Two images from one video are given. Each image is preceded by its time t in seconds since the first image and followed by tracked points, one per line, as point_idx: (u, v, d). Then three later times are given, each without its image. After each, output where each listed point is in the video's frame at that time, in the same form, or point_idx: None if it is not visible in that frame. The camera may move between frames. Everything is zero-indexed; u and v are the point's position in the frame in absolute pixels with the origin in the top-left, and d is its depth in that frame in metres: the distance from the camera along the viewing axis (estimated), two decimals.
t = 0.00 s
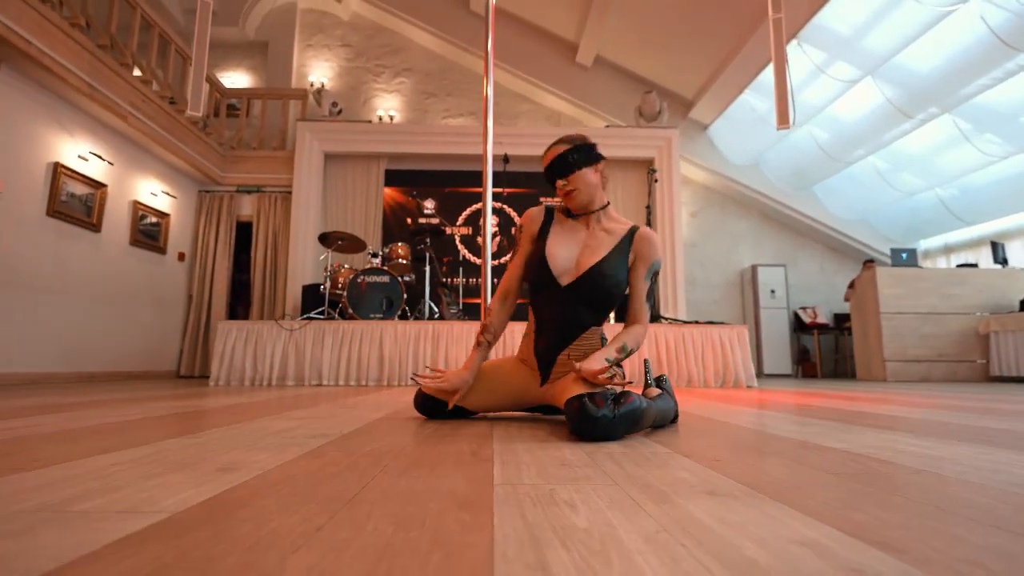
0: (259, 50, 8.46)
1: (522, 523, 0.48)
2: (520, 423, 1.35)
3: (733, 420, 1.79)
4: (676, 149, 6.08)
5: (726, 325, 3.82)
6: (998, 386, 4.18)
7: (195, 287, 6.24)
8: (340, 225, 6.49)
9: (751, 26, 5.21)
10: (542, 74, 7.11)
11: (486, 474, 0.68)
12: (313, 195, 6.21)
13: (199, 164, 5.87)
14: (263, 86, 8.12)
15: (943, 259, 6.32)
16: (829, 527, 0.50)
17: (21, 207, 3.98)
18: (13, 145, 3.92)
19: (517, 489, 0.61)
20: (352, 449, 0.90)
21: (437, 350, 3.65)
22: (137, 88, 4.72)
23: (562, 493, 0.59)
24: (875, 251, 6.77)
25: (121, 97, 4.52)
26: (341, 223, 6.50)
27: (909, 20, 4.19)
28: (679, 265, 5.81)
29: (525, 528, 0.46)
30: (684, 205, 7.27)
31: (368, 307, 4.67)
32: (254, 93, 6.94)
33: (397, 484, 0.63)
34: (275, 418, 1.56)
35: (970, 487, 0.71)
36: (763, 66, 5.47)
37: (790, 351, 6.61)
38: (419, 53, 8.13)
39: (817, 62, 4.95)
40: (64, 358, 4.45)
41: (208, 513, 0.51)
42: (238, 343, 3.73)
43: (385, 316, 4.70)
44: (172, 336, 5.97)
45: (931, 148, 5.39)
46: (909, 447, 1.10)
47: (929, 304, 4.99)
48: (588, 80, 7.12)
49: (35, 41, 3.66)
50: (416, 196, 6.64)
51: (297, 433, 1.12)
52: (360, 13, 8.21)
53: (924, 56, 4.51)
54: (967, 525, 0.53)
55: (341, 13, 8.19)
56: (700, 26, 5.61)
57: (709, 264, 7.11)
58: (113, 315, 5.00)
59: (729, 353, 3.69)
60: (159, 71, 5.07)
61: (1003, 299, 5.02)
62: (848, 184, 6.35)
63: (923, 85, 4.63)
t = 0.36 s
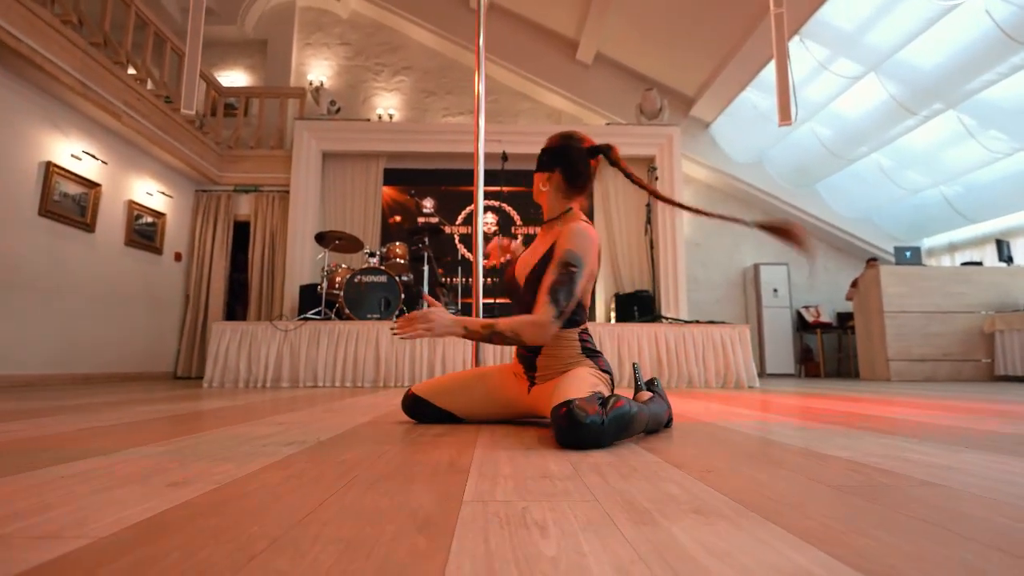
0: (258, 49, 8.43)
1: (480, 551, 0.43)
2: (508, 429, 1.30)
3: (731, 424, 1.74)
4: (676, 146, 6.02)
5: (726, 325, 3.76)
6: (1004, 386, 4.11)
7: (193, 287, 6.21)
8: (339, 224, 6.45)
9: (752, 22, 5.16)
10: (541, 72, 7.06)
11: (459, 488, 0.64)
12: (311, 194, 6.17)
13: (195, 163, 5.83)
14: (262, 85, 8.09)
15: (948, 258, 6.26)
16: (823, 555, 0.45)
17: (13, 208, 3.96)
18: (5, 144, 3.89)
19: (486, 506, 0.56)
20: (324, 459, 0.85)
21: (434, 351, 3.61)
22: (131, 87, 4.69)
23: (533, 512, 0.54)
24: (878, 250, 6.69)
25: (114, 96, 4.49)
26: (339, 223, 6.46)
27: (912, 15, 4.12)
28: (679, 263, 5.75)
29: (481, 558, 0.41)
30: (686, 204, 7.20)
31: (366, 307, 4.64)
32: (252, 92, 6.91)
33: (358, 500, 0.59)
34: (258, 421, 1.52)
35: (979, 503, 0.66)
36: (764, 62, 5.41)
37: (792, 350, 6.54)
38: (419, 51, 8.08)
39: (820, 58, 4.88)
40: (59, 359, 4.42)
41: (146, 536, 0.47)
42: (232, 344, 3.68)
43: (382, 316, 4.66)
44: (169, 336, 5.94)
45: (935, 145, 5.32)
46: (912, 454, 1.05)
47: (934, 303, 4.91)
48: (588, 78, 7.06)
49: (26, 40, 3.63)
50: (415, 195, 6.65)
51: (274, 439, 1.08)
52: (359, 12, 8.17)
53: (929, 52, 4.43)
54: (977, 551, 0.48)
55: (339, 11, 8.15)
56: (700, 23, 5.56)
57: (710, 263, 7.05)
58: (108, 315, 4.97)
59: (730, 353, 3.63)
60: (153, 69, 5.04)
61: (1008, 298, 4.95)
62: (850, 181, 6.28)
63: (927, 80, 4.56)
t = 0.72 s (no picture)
0: (246, 43, 8.26)
1: None
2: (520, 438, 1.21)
3: (747, 430, 1.66)
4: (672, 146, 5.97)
5: (726, 326, 3.70)
6: (1001, 388, 4.11)
7: (177, 287, 6.03)
8: (329, 223, 6.31)
9: (750, 22, 5.13)
10: (535, 70, 6.98)
11: (488, 519, 0.55)
12: (300, 191, 6.03)
13: (180, 158, 5.66)
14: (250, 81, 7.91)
15: (941, 259, 6.28)
16: None
17: None
18: None
19: (527, 547, 0.47)
20: (324, 480, 0.75)
21: (429, 353, 3.51)
22: (114, 79, 4.53)
23: (588, 556, 0.45)
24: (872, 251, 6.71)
25: (96, 88, 4.33)
26: (330, 221, 6.32)
27: (911, 15, 4.09)
28: (676, 264, 5.70)
29: None
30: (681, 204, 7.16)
31: (357, 308, 4.51)
32: (240, 87, 6.75)
33: (372, 539, 0.49)
34: (248, 430, 1.41)
35: None
36: (761, 62, 5.39)
37: (787, 351, 6.53)
38: (411, 48, 7.97)
39: (817, 58, 4.86)
40: (36, 361, 4.24)
41: None
42: (218, 346, 3.54)
43: (374, 317, 4.54)
44: (152, 337, 5.76)
45: (930, 147, 5.33)
46: (954, 465, 0.99)
47: (930, 304, 4.91)
48: (583, 77, 7.00)
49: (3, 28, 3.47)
50: (407, 192, 6.43)
51: (267, 452, 0.98)
52: (350, 7, 8.04)
53: (926, 52, 4.42)
54: None
55: (330, 6, 8.02)
56: (696, 22, 5.52)
57: (705, 264, 7.01)
58: (89, 315, 4.79)
59: (730, 355, 3.58)
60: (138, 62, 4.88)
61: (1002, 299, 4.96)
62: (845, 183, 6.28)
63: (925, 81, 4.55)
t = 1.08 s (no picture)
0: (241, 56, 8.23)
1: None
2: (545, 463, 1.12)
3: (771, 448, 1.60)
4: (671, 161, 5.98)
5: (731, 342, 3.65)
6: (1005, 405, 4.07)
7: (167, 301, 5.88)
8: (324, 236, 6.22)
9: (747, 39, 5.18)
10: (533, 85, 7.00)
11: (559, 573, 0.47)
12: (296, 204, 5.96)
13: (174, 171, 5.59)
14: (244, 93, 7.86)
15: (937, 275, 6.32)
16: None
17: None
18: None
19: None
20: (350, 519, 0.66)
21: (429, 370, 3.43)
22: (107, 88, 4.45)
23: None
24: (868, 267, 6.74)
25: (88, 98, 4.25)
26: (324, 234, 6.23)
27: (910, 32, 4.16)
28: (675, 280, 5.67)
29: None
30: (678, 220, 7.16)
31: (353, 323, 4.40)
32: (236, 99, 6.70)
33: None
34: (251, 454, 1.31)
35: None
36: (758, 78, 5.44)
37: (785, 367, 6.49)
38: (407, 62, 7.98)
39: (815, 75, 4.90)
40: (19, 377, 4.07)
41: None
42: (210, 362, 3.41)
43: (370, 332, 4.43)
44: (141, 353, 5.60)
45: (925, 164, 5.40)
46: (1015, 490, 0.92)
47: (930, 320, 4.90)
48: (580, 92, 7.03)
49: None
50: (403, 206, 6.37)
51: (278, 483, 0.89)
52: (346, 21, 8.08)
53: (921, 70, 4.48)
54: None
55: (326, 20, 8.05)
56: (694, 39, 5.58)
57: (703, 279, 6.99)
58: (75, 330, 4.64)
59: (735, 371, 3.52)
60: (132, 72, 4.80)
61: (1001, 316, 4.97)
62: (841, 199, 6.33)
63: (922, 99, 4.61)
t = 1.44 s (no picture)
0: (255, 79, 8.40)
1: None
2: (577, 487, 1.09)
3: (800, 470, 1.55)
4: (680, 180, 6.00)
5: (747, 361, 3.59)
6: None
7: (178, 321, 5.89)
8: (334, 255, 6.26)
9: (755, 57, 5.24)
10: (542, 105, 7.08)
11: None
12: (307, 224, 6.01)
13: (188, 192, 5.68)
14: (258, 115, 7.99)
15: (952, 292, 6.22)
16: None
17: None
18: None
19: None
20: (393, 549, 0.64)
21: (442, 391, 3.41)
22: (125, 111, 4.54)
23: None
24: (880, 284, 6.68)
25: (106, 121, 4.33)
26: (335, 254, 6.27)
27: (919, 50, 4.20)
28: (686, 298, 5.64)
29: None
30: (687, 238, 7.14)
31: (364, 342, 4.39)
32: (249, 121, 6.82)
33: None
34: (273, 477, 1.28)
35: None
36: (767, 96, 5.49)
37: (799, 386, 6.40)
38: (417, 84, 8.13)
39: (824, 93, 4.94)
40: (31, 397, 4.06)
41: None
42: (223, 383, 3.40)
43: (381, 352, 4.41)
44: (151, 373, 5.60)
45: (936, 180, 5.39)
46: None
47: (948, 338, 4.81)
48: (587, 113, 7.11)
49: (17, 59, 3.48)
50: (414, 225, 6.41)
51: (312, 507, 0.87)
52: (357, 45, 8.28)
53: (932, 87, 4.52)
54: None
55: (338, 44, 8.26)
56: (701, 58, 5.65)
57: (714, 297, 6.95)
58: (88, 350, 4.65)
59: (752, 390, 3.46)
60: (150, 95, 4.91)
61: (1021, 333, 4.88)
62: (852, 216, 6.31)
63: (933, 116, 4.61)
